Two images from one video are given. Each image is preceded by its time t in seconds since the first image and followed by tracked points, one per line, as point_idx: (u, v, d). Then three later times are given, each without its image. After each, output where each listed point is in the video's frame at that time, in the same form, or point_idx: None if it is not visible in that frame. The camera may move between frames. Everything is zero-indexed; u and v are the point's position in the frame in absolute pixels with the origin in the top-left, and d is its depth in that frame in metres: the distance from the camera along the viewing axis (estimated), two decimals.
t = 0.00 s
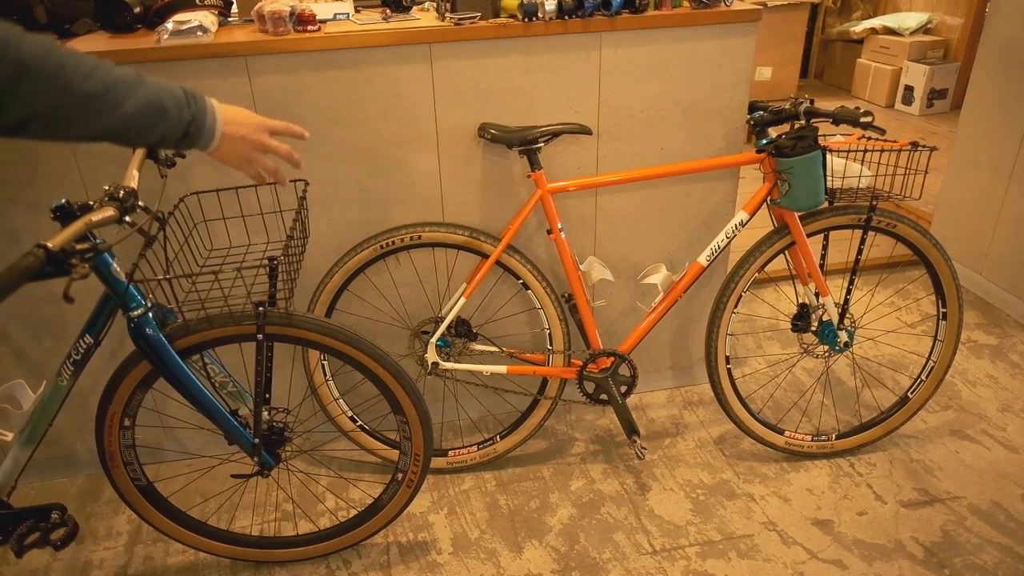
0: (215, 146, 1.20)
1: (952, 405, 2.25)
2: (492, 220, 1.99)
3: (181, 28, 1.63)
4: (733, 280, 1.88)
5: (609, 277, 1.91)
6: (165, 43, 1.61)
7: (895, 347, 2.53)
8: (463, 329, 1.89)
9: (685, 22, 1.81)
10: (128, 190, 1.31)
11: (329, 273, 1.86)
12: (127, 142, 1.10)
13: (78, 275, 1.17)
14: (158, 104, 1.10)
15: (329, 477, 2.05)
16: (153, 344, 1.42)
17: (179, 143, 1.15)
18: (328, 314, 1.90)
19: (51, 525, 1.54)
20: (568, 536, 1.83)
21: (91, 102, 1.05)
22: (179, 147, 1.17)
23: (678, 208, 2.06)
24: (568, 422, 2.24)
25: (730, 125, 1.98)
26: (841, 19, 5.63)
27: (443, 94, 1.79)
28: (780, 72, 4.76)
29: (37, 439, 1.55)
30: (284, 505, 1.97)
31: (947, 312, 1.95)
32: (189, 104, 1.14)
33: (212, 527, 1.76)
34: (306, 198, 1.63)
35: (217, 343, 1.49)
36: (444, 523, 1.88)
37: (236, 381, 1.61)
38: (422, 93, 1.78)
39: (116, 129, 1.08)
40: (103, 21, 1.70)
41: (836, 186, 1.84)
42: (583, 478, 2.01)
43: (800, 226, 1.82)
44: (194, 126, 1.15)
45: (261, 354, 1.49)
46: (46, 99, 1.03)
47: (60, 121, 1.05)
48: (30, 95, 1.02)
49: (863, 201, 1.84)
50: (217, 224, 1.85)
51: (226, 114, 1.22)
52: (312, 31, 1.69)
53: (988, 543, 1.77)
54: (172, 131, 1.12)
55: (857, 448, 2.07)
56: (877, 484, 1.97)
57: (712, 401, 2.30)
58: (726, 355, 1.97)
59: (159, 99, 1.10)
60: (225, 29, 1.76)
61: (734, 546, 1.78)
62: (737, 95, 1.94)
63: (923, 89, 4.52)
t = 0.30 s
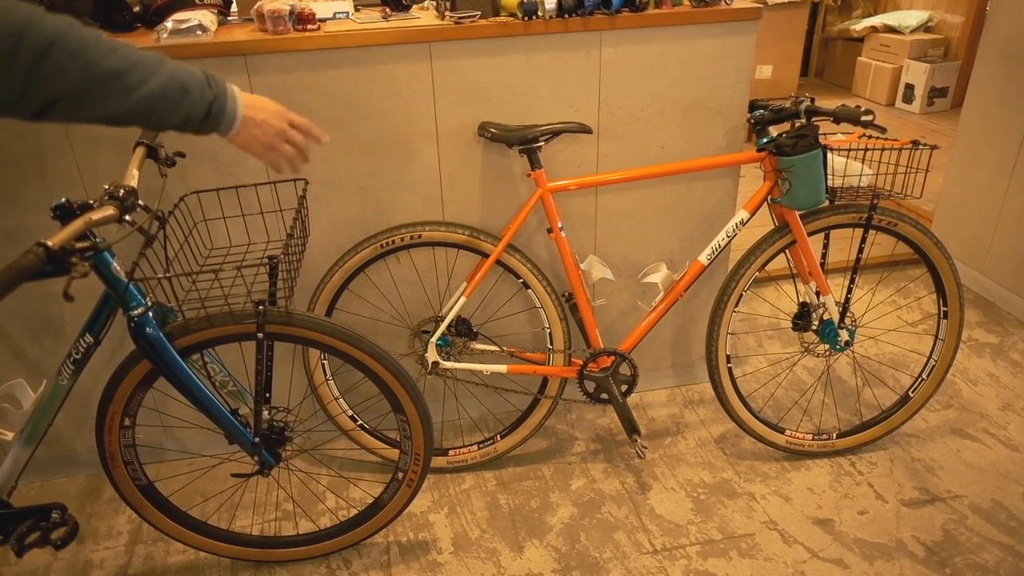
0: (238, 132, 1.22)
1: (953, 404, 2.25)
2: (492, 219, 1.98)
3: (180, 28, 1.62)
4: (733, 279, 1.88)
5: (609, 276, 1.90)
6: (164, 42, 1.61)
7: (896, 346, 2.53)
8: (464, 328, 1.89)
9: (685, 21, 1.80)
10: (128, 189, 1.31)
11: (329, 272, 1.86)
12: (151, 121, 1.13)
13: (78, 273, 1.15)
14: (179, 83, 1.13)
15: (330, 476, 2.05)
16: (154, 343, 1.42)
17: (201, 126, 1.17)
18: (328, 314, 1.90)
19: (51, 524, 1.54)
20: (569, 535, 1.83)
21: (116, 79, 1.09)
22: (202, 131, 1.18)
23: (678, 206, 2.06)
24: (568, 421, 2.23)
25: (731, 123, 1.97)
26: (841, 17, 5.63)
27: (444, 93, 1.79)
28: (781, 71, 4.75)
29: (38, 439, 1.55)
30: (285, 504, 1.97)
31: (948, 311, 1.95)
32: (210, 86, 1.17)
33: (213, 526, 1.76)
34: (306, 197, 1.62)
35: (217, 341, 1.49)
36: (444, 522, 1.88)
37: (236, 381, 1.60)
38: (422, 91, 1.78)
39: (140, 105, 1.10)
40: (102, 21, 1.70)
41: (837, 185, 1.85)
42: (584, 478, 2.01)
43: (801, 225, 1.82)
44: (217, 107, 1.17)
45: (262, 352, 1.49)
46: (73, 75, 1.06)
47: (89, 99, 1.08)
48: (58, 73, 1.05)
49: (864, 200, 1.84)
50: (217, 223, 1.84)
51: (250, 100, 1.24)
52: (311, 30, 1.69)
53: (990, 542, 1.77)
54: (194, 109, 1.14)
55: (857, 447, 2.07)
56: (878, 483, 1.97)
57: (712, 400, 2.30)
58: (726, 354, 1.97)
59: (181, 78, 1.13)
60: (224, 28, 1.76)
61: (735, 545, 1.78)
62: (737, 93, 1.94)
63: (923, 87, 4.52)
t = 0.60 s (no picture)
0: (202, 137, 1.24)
1: (954, 403, 2.24)
2: (492, 217, 1.98)
3: (179, 26, 1.62)
4: (733, 277, 1.87)
5: (610, 274, 1.90)
6: (164, 40, 1.61)
7: (896, 344, 2.52)
8: (464, 326, 1.89)
9: (686, 19, 1.80)
10: (132, 185, 1.30)
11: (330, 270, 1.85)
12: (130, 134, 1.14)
13: (82, 267, 1.15)
14: (151, 94, 1.14)
15: (330, 474, 2.05)
16: (157, 340, 1.42)
17: (177, 131, 1.19)
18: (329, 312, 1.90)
19: (55, 522, 1.54)
20: (569, 534, 1.83)
21: (89, 97, 1.09)
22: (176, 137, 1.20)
23: (678, 205, 2.05)
24: (569, 419, 2.23)
25: (732, 121, 1.97)
26: (842, 15, 5.62)
27: (444, 91, 1.78)
28: (781, 68, 4.74)
29: (41, 437, 1.55)
30: (285, 503, 1.97)
31: (949, 309, 1.95)
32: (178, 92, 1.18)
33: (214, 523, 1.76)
34: (309, 195, 1.62)
35: (221, 338, 1.49)
36: (445, 521, 1.88)
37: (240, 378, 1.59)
38: (422, 89, 1.77)
39: (119, 119, 1.11)
40: (101, 19, 1.70)
41: (838, 183, 1.86)
42: (584, 476, 2.01)
43: (801, 223, 1.81)
44: (187, 113, 1.19)
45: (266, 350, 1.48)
46: (46, 98, 1.06)
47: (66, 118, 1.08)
48: (32, 96, 1.05)
49: (865, 198, 1.84)
50: (220, 221, 1.84)
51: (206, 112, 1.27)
52: (310, 28, 1.69)
53: (991, 540, 1.77)
54: (169, 118, 1.16)
55: (857, 445, 2.07)
56: (878, 481, 1.96)
57: (713, 398, 2.30)
58: (727, 352, 1.96)
59: (151, 87, 1.14)
60: (224, 26, 1.75)
61: (736, 544, 1.78)
62: (738, 91, 1.93)
63: (924, 85, 4.51)
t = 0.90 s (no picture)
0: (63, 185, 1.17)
1: (955, 402, 2.24)
2: (492, 216, 1.97)
3: (179, 24, 1.62)
4: (734, 276, 1.87)
5: (610, 273, 1.89)
6: (164, 39, 1.61)
7: (897, 343, 2.52)
8: (464, 325, 1.89)
9: (686, 17, 1.79)
10: (160, 180, 1.34)
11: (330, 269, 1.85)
12: None
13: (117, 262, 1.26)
14: None
15: (331, 475, 2.05)
16: (184, 336, 1.41)
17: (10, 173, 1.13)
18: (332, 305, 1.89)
19: (80, 517, 1.55)
20: (570, 533, 1.82)
21: None
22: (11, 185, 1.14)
23: (678, 204, 2.05)
24: (569, 418, 2.23)
25: (732, 120, 1.96)
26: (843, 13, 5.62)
27: (444, 90, 1.78)
28: (782, 67, 4.74)
29: (66, 431, 1.56)
30: (285, 502, 1.96)
31: (950, 308, 1.95)
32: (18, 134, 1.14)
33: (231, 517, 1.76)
34: (334, 192, 1.61)
35: (245, 334, 1.48)
36: (446, 520, 1.88)
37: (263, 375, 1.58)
38: (422, 88, 1.77)
39: None
40: (101, 18, 1.69)
41: (839, 182, 1.84)
42: (585, 475, 2.01)
43: (802, 222, 1.81)
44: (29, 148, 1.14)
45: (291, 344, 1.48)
46: None
47: None
48: None
49: (865, 196, 1.82)
50: (245, 217, 1.84)
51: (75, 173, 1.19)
52: (311, 26, 1.68)
53: (991, 539, 1.77)
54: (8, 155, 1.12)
55: (858, 444, 2.06)
56: (879, 480, 1.96)
57: (714, 397, 2.29)
58: (727, 351, 1.96)
59: None
60: (224, 24, 1.75)
61: (737, 543, 1.78)
62: (739, 90, 1.93)
63: (925, 83, 4.50)
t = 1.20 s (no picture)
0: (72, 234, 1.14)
1: (955, 402, 2.24)
2: (492, 216, 1.97)
3: (179, 24, 1.62)
4: (734, 276, 1.87)
5: (610, 272, 1.89)
6: (164, 39, 1.60)
7: (897, 343, 2.52)
8: (464, 325, 1.89)
9: (687, 17, 1.79)
10: (211, 172, 1.35)
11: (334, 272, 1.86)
12: None
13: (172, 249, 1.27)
14: None
15: (331, 474, 2.05)
16: (230, 327, 1.42)
17: (25, 232, 1.09)
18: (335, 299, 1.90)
19: (124, 509, 1.54)
20: (570, 533, 1.82)
21: None
22: (27, 244, 1.10)
23: (679, 204, 2.05)
24: (569, 418, 2.23)
25: (732, 120, 1.96)
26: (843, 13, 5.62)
27: (444, 89, 1.78)
28: (782, 67, 4.74)
29: (110, 424, 1.57)
30: (284, 502, 1.96)
31: (950, 308, 1.95)
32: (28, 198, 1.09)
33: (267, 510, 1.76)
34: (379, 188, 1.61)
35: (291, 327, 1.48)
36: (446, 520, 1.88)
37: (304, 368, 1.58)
38: (423, 87, 1.77)
39: None
40: (101, 17, 1.69)
41: (839, 181, 1.84)
42: (585, 475, 2.01)
43: (802, 222, 1.81)
44: (38, 213, 1.10)
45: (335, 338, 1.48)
46: None
47: None
48: None
49: (866, 196, 1.83)
50: (290, 212, 1.86)
51: (83, 217, 1.16)
52: (311, 26, 1.68)
53: (992, 539, 1.77)
54: (15, 218, 1.07)
55: (858, 444, 2.07)
56: (879, 480, 1.96)
57: (714, 397, 2.29)
58: (728, 351, 1.96)
59: None
60: (224, 24, 1.75)
61: (737, 543, 1.78)
62: (739, 89, 1.93)
63: (925, 83, 4.50)
